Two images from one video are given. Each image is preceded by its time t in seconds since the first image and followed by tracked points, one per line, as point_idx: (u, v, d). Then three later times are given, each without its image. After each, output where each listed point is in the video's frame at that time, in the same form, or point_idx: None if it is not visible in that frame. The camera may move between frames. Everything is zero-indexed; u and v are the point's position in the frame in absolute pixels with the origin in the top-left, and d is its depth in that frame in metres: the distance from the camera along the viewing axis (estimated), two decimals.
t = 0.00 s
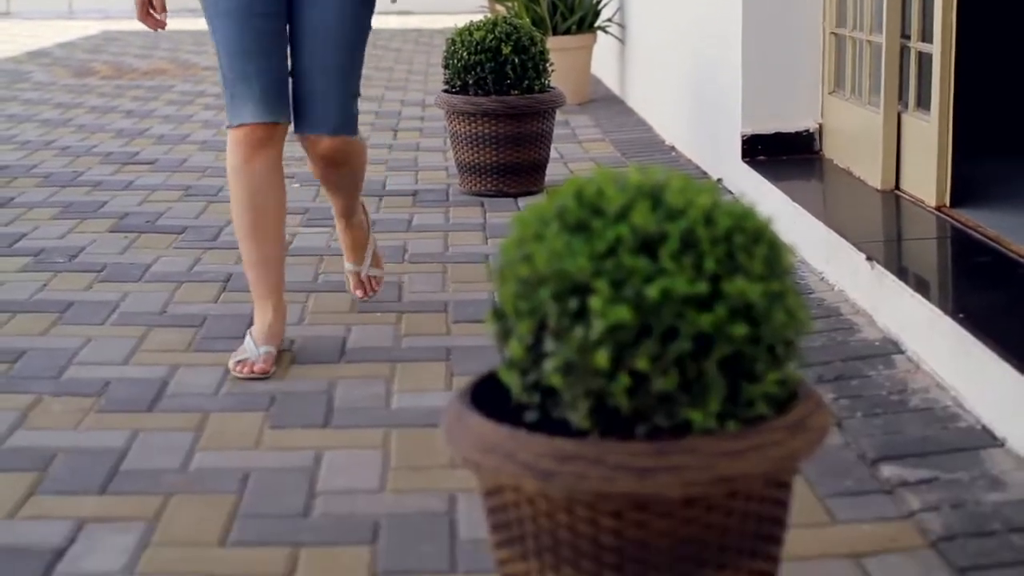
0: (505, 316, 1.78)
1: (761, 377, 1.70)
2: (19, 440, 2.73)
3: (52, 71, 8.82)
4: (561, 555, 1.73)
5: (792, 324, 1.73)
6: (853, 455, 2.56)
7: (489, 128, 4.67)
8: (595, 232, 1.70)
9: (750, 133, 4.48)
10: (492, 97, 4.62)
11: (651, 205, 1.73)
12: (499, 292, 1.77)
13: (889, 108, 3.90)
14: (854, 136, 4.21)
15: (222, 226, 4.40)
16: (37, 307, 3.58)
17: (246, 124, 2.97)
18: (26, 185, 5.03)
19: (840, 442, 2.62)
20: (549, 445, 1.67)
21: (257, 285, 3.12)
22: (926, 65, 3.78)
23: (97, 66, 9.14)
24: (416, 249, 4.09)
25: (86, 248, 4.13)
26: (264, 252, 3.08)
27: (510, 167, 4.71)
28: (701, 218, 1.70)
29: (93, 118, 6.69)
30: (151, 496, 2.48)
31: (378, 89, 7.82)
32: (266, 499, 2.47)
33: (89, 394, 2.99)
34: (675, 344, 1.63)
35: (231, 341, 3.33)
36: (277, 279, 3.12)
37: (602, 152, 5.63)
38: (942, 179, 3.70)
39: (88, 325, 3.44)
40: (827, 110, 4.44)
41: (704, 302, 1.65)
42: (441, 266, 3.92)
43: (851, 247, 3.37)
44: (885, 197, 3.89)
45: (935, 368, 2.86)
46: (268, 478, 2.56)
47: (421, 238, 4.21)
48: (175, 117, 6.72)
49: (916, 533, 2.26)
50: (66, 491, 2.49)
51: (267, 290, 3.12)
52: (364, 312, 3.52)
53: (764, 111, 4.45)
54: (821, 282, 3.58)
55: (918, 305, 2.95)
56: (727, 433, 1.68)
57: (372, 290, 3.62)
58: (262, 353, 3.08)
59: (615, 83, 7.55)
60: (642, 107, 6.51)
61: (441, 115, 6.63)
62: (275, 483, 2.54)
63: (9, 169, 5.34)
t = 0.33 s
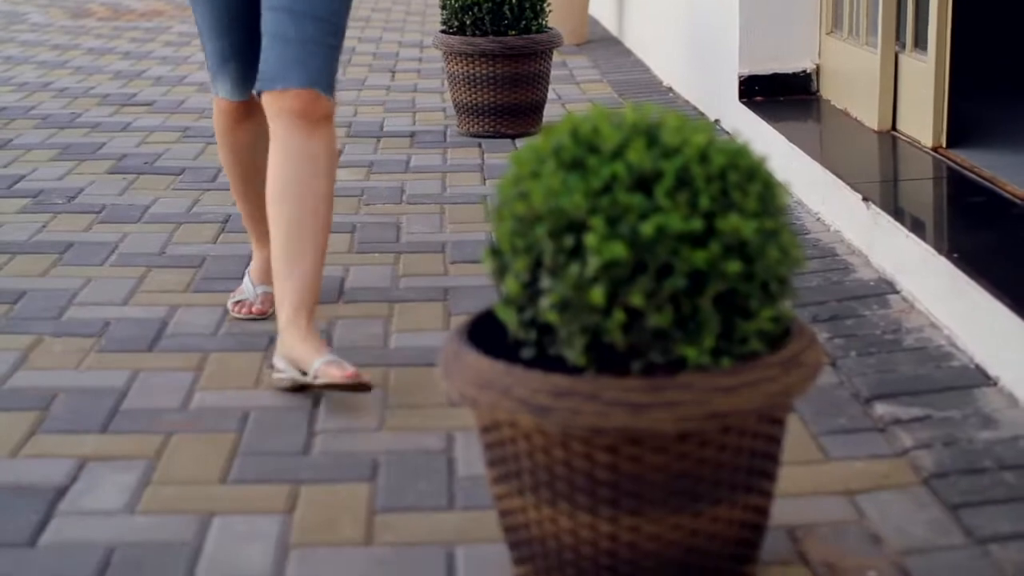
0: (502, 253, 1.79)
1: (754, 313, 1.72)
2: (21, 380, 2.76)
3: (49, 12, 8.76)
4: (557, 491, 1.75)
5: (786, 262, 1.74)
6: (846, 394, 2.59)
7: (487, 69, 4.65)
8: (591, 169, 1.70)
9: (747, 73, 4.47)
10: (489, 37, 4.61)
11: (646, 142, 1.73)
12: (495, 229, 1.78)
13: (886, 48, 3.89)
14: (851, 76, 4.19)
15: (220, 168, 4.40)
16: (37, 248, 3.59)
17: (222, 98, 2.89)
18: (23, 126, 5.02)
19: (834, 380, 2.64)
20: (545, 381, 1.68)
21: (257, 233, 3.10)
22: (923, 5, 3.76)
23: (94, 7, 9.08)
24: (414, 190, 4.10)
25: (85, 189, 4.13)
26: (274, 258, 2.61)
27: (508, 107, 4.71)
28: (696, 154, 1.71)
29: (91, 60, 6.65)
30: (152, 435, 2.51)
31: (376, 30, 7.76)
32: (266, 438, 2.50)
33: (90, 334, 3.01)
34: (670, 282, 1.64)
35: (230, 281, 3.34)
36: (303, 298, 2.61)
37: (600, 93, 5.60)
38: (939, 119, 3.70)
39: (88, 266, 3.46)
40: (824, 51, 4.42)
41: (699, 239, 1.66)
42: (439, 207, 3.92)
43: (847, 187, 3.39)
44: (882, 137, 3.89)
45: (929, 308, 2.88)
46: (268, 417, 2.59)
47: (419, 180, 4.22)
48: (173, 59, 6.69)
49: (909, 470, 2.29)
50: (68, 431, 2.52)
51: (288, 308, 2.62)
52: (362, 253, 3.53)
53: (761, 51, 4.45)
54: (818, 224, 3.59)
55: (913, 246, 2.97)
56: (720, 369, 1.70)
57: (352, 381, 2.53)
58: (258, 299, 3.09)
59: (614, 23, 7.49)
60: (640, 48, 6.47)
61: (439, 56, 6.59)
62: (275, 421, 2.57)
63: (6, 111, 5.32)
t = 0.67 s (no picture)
0: (501, 244, 1.80)
1: (751, 304, 1.73)
2: (24, 372, 2.77)
3: (49, 5, 8.76)
4: (556, 481, 1.77)
5: (783, 254, 1.76)
6: (844, 386, 2.60)
7: (487, 62, 4.67)
8: (589, 161, 1.72)
9: (747, 67, 4.49)
10: (489, 31, 4.64)
11: (644, 134, 1.75)
12: (494, 221, 1.79)
13: (885, 42, 3.90)
14: (849, 70, 4.21)
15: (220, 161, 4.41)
16: (39, 242, 3.60)
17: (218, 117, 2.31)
18: (24, 120, 5.03)
19: (832, 373, 2.66)
20: (545, 371, 1.70)
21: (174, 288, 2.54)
22: None
23: None
24: (414, 184, 4.11)
25: (86, 183, 4.14)
26: (282, 276, 2.57)
27: (509, 100, 4.73)
28: (693, 146, 1.72)
29: (91, 53, 6.66)
30: (154, 427, 2.52)
31: (375, 23, 7.77)
32: (268, 430, 2.51)
33: (92, 328, 3.02)
34: (668, 272, 1.65)
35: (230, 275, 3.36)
36: (303, 307, 2.60)
37: (600, 86, 5.62)
38: (937, 113, 3.72)
39: (89, 259, 3.47)
40: (823, 45, 4.44)
41: (697, 231, 1.68)
42: (438, 201, 3.93)
43: (846, 181, 3.40)
44: (881, 131, 3.90)
45: (927, 301, 2.89)
46: (269, 409, 2.60)
47: (419, 173, 4.23)
48: (172, 52, 6.69)
49: (906, 462, 2.30)
50: (71, 423, 2.53)
51: (291, 321, 2.61)
52: (362, 247, 3.54)
53: (760, 44, 4.47)
54: (817, 217, 3.61)
55: (912, 240, 2.98)
56: (718, 359, 1.71)
57: (362, 411, 2.56)
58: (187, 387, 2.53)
59: (612, 15, 7.50)
60: (640, 40, 6.48)
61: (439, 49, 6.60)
62: (277, 414, 2.58)
63: (7, 104, 5.33)
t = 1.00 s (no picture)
0: (499, 249, 1.80)
1: (749, 310, 1.72)
2: (21, 376, 2.76)
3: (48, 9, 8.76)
4: (555, 488, 1.76)
5: (782, 260, 1.75)
6: (843, 393, 2.60)
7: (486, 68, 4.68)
8: (588, 168, 1.72)
9: (747, 72, 4.50)
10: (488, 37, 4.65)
11: (643, 141, 1.75)
12: (492, 226, 1.79)
13: (884, 48, 3.91)
14: (849, 75, 4.21)
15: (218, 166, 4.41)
16: (36, 245, 3.60)
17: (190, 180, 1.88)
18: (22, 124, 5.02)
19: (831, 380, 2.66)
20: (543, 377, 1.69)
21: (185, 471, 1.95)
22: (920, 4, 3.77)
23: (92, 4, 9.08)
24: (413, 189, 4.11)
25: (83, 188, 4.14)
26: (236, 308, 2.54)
27: (508, 106, 4.72)
28: (691, 151, 1.72)
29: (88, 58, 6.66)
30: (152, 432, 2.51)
31: (373, 28, 7.78)
32: (266, 435, 2.51)
33: (89, 332, 3.02)
34: (667, 278, 1.65)
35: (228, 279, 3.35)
36: (269, 324, 2.58)
37: (598, 91, 5.62)
38: (936, 119, 3.72)
39: (87, 264, 3.47)
40: (822, 50, 4.44)
41: (696, 237, 1.67)
42: (437, 206, 3.93)
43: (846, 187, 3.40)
44: (880, 137, 3.90)
45: (927, 308, 2.89)
46: (266, 415, 2.59)
47: (418, 178, 4.23)
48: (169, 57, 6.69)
49: (904, 469, 2.30)
50: (68, 428, 2.52)
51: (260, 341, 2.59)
52: (360, 252, 3.54)
53: (760, 49, 4.47)
54: (817, 224, 3.61)
55: (912, 246, 2.98)
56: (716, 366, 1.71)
57: (360, 415, 2.56)
58: (277, 562, 1.94)
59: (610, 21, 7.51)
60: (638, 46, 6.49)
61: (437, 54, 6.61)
62: (274, 419, 2.58)
63: (5, 109, 5.32)
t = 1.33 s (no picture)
0: (500, 251, 1.80)
1: (751, 311, 1.72)
2: (22, 377, 2.76)
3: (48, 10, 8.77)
4: (555, 489, 1.76)
5: (782, 262, 1.75)
6: (843, 395, 2.60)
7: (486, 69, 4.68)
8: (588, 169, 1.72)
9: (748, 74, 4.50)
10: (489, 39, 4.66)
11: (644, 142, 1.75)
12: (493, 228, 1.79)
13: (885, 50, 3.91)
14: (849, 77, 4.21)
15: (217, 166, 4.41)
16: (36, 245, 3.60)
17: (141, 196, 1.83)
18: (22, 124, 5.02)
19: (831, 381, 2.66)
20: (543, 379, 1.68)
21: (170, 478, 1.92)
22: (921, 5, 3.77)
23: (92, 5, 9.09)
24: (413, 189, 4.11)
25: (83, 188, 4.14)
26: None
27: (508, 107, 4.73)
28: (691, 152, 1.72)
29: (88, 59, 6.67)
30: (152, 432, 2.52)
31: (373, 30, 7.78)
32: (265, 436, 2.51)
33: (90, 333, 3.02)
34: (668, 279, 1.64)
35: (228, 280, 3.35)
36: None
37: (598, 92, 5.63)
38: (937, 121, 3.72)
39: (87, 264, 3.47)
40: (821, 53, 4.45)
41: (696, 238, 1.67)
42: (437, 207, 3.93)
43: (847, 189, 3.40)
44: (880, 138, 3.91)
45: (926, 308, 2.89)
46: (266, 415, 2.59)
47: (418, 179, 4.23)
48: (170, 58, 6.69)
49: (904, 470, 2.30)
50: (68, 428, 2.53)
51: None
52: (361, 253, 3.55)
53: (760, 51, 4.47)
54: (817, 225, 3.61)
55: (912, 248, 2.98)
56: (716, 367, 1.70)
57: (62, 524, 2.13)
58: (279, 561, 1.94)
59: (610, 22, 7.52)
60: (637, 47, 6.50)
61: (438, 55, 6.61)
62: (274, 420, 2.58)
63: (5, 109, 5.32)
